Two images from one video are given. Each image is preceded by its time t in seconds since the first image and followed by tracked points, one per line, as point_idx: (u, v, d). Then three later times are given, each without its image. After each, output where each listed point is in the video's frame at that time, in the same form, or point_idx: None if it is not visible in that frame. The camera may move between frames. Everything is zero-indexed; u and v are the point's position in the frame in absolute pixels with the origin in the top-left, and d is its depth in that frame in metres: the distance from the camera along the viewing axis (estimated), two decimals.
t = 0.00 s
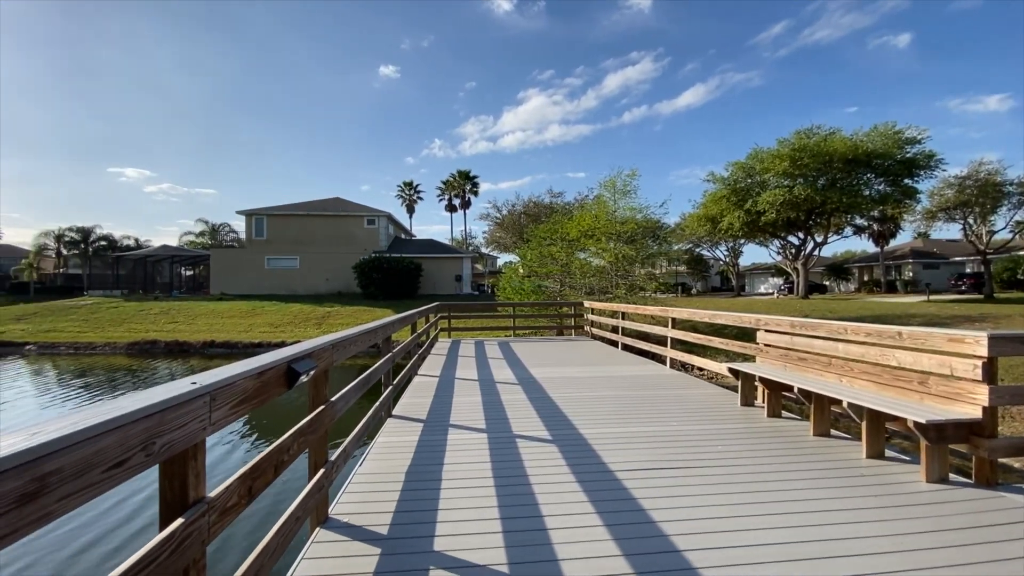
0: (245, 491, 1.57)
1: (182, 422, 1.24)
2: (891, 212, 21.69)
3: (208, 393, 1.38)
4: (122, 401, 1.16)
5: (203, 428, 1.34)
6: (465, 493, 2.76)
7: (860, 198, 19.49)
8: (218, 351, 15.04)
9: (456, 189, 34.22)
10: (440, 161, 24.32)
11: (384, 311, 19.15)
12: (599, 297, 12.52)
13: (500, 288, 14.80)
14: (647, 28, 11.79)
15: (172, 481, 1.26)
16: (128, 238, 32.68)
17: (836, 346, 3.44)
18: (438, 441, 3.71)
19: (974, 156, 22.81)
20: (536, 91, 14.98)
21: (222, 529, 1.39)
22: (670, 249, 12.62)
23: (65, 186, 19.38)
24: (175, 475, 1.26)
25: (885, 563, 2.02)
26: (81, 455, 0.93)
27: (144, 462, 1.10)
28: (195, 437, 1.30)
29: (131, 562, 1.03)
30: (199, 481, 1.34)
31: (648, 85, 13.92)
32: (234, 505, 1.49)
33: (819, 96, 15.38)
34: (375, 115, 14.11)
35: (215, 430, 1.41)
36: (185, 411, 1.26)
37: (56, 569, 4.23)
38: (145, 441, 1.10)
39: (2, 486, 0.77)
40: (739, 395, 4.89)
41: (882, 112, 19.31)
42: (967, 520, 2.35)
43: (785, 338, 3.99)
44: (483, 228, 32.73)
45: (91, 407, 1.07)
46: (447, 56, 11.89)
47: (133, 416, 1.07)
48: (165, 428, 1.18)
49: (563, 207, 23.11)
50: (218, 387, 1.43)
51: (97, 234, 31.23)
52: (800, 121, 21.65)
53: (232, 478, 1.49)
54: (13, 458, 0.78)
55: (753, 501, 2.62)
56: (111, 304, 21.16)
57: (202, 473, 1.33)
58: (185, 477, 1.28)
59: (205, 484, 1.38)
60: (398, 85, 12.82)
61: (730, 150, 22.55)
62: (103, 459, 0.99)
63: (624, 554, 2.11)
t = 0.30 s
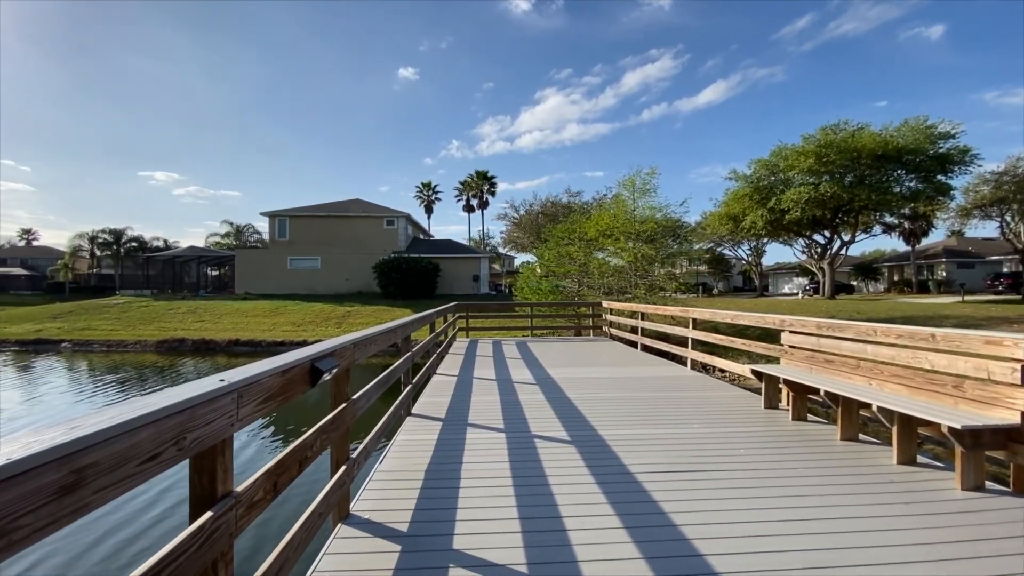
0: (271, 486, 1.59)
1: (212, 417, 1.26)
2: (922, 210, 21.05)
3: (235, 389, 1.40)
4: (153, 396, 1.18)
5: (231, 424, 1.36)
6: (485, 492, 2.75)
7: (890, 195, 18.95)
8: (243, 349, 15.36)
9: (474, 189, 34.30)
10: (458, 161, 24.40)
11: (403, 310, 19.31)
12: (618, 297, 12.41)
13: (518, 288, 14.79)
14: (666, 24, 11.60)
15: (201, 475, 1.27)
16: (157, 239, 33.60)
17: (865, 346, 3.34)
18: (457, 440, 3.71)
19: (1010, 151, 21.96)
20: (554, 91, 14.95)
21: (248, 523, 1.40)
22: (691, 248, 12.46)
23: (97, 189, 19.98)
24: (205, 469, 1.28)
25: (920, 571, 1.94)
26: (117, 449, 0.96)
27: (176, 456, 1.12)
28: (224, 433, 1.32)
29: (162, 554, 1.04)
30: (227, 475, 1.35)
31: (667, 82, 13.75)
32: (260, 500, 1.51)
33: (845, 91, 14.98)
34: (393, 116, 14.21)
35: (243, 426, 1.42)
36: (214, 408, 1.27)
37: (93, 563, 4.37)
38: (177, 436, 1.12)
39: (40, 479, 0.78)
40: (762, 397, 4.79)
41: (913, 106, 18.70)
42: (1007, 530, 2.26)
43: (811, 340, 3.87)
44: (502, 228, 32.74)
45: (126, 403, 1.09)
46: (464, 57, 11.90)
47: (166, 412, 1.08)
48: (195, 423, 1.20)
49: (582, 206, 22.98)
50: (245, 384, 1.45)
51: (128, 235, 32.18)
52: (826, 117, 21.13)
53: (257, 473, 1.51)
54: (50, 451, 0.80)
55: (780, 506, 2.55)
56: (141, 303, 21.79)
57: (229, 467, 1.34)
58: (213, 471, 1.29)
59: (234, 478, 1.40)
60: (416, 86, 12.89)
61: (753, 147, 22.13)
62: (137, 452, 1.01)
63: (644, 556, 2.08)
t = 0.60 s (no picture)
0: (292, 482, 1.59)
1: (237, 415, 1.27)
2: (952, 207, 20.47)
3: (258, 387, 1.41)
4: (180, 393, 1.20)
5: (255, 421, 1.37)
6: (501, 492, 2.74)
7: (920, 192, 18.43)
8: (265, 348, 15.62)
9: (491, 189, 34.35)
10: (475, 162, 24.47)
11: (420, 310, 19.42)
12: (635, 298, 12.30)
13: (534, 289, 14.75)
14: (685, 22, 11.44)
15: (228, 470, 1.28)
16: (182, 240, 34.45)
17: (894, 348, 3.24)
18: (474, 440, 3.71)
19: None
20: (571, 90, 14.92)
21: (273, 518, 1.41)
22: (710, 248, 12.30)
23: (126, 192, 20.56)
24: (229, 465, 1.29)
25: None
26: (147, 444, 0.97)
27: (203, 452, 1.13)
28: (248, 429, 1.33)
29: (188, 547, 1.05)
30: (251, 471, 1.36)
31: (685, 80, 13.59)
32: (283, 496, 1.51)
33: (871, 85, 14.60)
34: (411, 117, 14.32)
35: (265, 423, 1.43)
36: (239, 405, 1.28)
37: (125, 555, 4.50)
38: (203, 432, 1.13)
39: (74, 473, 0.80)
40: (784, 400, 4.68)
41: (942, 101, 18.16)
42: None
43: (836, 342, 3.77)
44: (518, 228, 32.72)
45: (155, 400, 1.10)
46: (481, 57, 11.89)
47: (193, 409, 1.09)
48: (221, 420, 1.21)
49: (598, 206, 22.86)
50: (267, 382, 1.45)
51: (156, 237, 33.04)
52: (851, 113, 20.65)
53: (280, 470, 1.52)
54: (84, 446, 0.81)
55: (806, 511, 2.49)
56: (168, 303, 22.35)
57: (253, 463, 1.35)
58: (238, 467, 1.30)
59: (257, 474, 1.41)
60: (433, 87, 12.95)
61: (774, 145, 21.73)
62: (166, 448, 1.02)
63: (663, 560, 2.05)
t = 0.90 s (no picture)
0: (313, 478, 1.59)
1: (261, 411, 1.28)
2: (985, 202, 19.91)
3: (281, 384, 1.41)
4: (206, 390, 1.21)
5: (278, 417, 1.37)
6: (518, 492, 2.72)
7: (952, 189, 17.92)
8: (286, 347, 15.85)
9: (507, 190, 34.36)
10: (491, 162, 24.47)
11: (438, 310, 19.51)
12: (653, 298, 12.17)
13: (551, 289, 14.68)
14: (704, 18, 11.26)
15: (250, 466, 1.28)
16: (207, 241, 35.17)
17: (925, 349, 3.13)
18: (491, 440, 3.69)
19: None
20: (588, 90, 14.80)
21: (294, 513, 1.41)
22: (731, 247, 12.10)
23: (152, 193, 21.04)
24: (252, 460, 1.29)
25: None
26: (176, 438, 0.98)
27: (228, 447, 1.13)
28: (271, 425, 1.33)
29: (214, 540, 1.06)
30: (274, 467, 1.37)
31: (705, 77, 13.41)
32: (304, 492, 1.52)
33: (899, 79, 14.18)
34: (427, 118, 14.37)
35: (288, 420, 1.44)
36: (263, 401, 1.29)
37: (152, 545, 4.60)
38: (228, 428, 1.14)
39: (105, 465, 0.81)
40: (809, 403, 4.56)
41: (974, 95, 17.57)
42: None
43: (863, 343, 3.65)
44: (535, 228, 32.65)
45: (182, 396, 1.11)
46: (497, 58, 11.89)
47: (218, 405, 1.10)
48: (245, 416, 1.21)
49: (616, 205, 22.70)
50: (290, 379, 1.46)
51: (182, 238, 33.80)
52: (878, 109, 20.14)
53: (301, 465, 1.52)
54: (116, 440, 0.82)
55: (833, 516, 2.42)
56: (193, 302, 22.85)
57: (276, 459, 1.36)
58: (261, 462, 1.31)
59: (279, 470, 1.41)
60: (449, 88, 12.97)
61: (797, 142, 21.29)
62: (193, 443, 1.03)
63: (682, 564, 2.00)
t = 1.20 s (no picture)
0: (335, 475, 1.60)
1: (285, 408, 1.28)
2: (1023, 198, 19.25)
3: (304, 382, 1.41)
4: (232, 387, 1.21)
5: (301, 415, 1.38)
6: (536, 493, 2.69)
7: (988, 185, 17.37)
8: (307, 346, 16.10)
9: (525, 190, 34.31)
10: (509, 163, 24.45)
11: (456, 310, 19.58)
12: (674, 298, 12.01)
13: (568, 289, 14.60)
14: (725, 13, 11.06)
15: (275, 462, 1.29)
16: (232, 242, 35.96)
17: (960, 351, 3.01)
18: (509, 440, 3.68)
19: None
20: (606, 88, 14.67)
21: (316, 509, 1.41)
22: (753, 246, 11.88)
23: (179, 196, 21.56)
24: (277, 457, 1.29)
25: None
26: (204, 434, 0.98)
27: (253, 444, 1.14)
28: (295, 423, 1.33)
29: (240, 535, 1.06)
30: (298, 463, 1.37)
31: (726, 73, 13.22)
32: (326, 489, 1.52)
33: (931, 72, 13.73)
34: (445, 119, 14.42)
35: (311, 418, 1.44)
36: (285, 399, 1.29)
37: (181, 537, 4.71)
38: (254, 425, 1.14)
39: (138, 460, 0.81)
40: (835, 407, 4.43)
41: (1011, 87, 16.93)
42: None
43: (894, 346, 3.53)
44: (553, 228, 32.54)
45: (209, 393, 1.12)
46: (515, 58, 11.86)
47: (244, 402, 1.10)
48: (270, 413, 1.21)
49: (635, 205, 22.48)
50: (313, 377, 1.46)
51: (208, 239, 34.58)
52: (908, 103, 19.59)
53: (323, 463, 1.52)
54: (148, 435, 0.83)
55: (863, 523, 2.33)
56: (218, 302, 23.36)
57: (300, 456, 1.36)
58: (285, 459, 1.31)
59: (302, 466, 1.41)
60: (466, 88, 12.99)
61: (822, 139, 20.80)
62: (220, 439, 1.03)
63: (705, 569, 1.95)
